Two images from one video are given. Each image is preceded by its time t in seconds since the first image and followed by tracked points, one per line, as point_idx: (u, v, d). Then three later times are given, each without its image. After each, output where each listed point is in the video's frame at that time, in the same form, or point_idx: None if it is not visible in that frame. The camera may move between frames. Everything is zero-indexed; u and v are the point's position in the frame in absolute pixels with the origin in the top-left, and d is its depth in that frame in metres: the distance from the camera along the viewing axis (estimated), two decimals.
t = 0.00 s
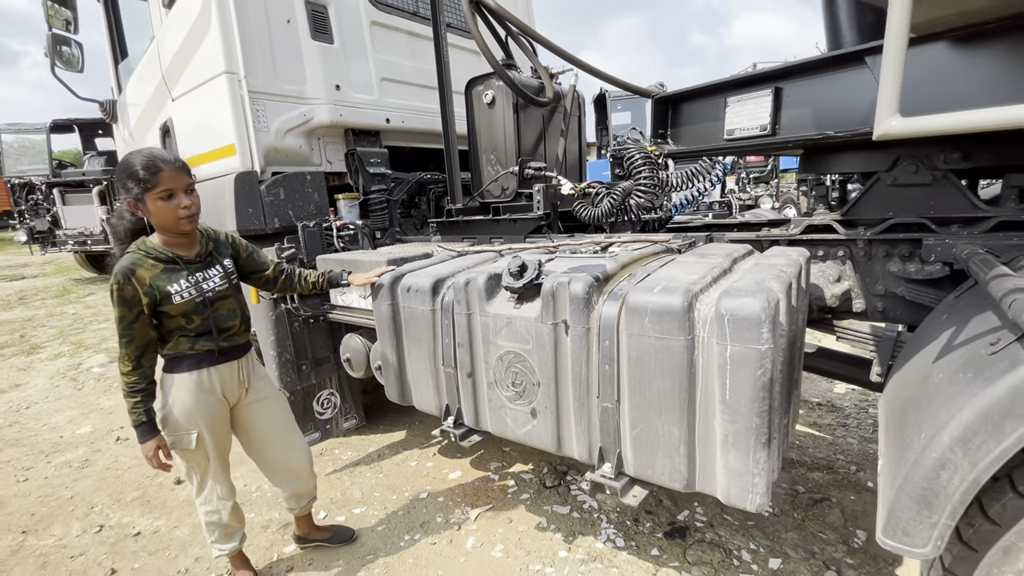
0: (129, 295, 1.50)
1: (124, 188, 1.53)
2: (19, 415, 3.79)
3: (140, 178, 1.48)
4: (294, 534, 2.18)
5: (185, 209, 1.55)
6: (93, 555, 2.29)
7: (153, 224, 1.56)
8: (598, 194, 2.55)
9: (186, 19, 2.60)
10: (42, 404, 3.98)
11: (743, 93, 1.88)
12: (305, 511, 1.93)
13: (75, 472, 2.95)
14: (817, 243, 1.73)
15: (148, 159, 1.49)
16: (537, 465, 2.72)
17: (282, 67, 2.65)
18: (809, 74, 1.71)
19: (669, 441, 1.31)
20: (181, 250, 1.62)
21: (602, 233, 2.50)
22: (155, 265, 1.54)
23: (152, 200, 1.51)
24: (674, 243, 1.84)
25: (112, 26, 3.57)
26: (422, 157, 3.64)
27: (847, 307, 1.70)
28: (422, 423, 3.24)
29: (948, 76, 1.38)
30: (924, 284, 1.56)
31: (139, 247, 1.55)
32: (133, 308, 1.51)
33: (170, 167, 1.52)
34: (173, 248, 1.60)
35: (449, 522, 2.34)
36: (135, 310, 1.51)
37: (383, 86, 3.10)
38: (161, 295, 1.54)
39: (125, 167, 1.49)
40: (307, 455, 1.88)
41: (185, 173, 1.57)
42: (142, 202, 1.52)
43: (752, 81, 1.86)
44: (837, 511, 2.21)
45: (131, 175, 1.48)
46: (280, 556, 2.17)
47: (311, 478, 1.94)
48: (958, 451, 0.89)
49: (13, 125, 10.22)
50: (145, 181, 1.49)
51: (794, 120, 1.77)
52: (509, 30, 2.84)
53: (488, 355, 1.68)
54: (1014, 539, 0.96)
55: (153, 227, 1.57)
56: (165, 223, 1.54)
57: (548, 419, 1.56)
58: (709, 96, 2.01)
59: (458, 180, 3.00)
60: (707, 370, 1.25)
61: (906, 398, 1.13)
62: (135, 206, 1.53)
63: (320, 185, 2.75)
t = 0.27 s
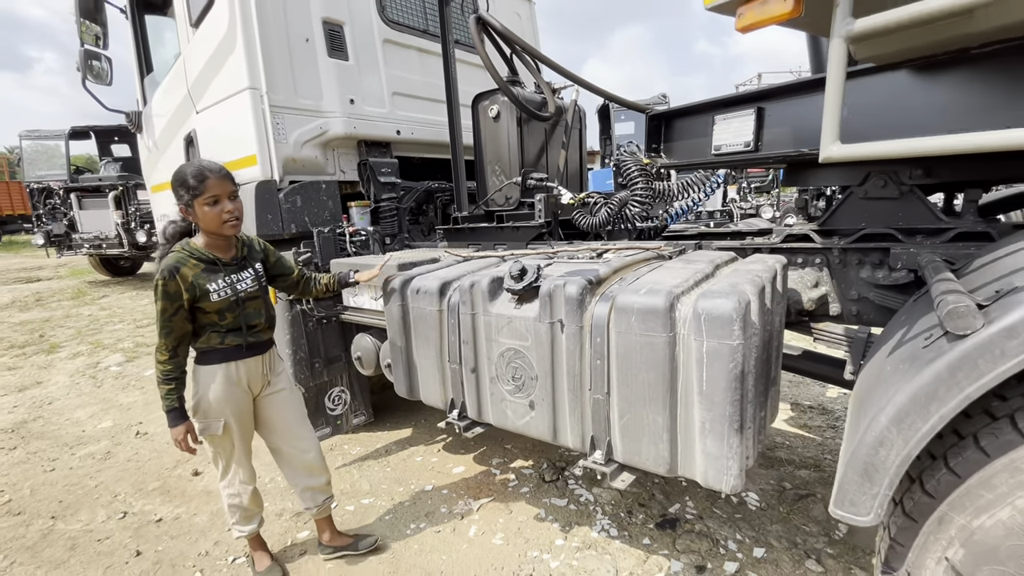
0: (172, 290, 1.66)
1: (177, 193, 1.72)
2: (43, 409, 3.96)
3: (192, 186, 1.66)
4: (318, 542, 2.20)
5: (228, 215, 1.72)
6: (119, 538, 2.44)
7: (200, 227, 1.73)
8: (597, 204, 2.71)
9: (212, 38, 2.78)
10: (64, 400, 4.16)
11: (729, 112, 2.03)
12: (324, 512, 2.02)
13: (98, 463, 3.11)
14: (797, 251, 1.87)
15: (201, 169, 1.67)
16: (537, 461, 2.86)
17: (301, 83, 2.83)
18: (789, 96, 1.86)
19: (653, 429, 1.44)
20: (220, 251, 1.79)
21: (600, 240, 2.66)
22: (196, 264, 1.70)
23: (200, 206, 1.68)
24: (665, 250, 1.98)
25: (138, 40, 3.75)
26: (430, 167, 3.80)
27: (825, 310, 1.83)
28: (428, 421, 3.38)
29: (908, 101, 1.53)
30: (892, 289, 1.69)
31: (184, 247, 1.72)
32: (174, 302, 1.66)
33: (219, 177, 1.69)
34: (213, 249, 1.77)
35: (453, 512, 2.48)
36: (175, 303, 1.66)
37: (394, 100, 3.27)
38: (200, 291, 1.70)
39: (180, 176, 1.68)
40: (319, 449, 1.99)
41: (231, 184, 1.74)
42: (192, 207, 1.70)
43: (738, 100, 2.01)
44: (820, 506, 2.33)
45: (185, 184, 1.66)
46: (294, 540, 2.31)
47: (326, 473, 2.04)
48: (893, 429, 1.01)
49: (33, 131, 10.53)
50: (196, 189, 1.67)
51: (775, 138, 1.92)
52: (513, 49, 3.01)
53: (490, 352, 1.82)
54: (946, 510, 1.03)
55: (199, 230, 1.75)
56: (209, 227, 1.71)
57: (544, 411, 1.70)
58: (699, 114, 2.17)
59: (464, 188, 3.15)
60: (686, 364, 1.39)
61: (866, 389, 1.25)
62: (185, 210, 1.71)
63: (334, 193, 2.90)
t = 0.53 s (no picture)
0: (206, 287, 1.79)
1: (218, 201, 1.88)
2: (58, 409, 4.10)
3: (231, 195, 1.82)
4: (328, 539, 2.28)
5: (259, 225, 1.86)
6: (136, 530, 2.56)
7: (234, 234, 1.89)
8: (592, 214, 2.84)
9: (230, 56, 2.94)
10: (78, 400, 4.29)
11: (716, 130, 2.17)
12: (331, 511, 2.12)
13: (113, 460, 3.24)
14: (778, 260, 2.00)
15: (240, 180, 1.83)
16: (535, 461, 2.97)
17: (314, 98, 2.98)
18: (770, 116, 2.00)
19: (640, 425, 1.57)
20: (249, 256, 1.93)
21: (597, 249, 2.78)
22: (228, 265, 1.85)
23: (236, 215, 1.83)
24: (656, 259, 2.11)
25: (156, 54, 3.93)
26: (434, 177, 3.95)
27: (805, 316, 1.95)
28: (430, 422, 3.50)
29: (876, 124, 1.66)
30: (865, 297, 1.81)
31: (218, 250, 1.87)
32: (207, 298, 1.79)
33: (256, 189, 1.84)
34: (243, 254, 1.92)
35: (454, 508, 2.59)
36: (208, 300, 1.80)
37: (401, 113, 3.42)
38: (229, 291, 1.84)
39: (222, 185, 1.84)
40: (323, 453, 2.11)
41: (266, 196, 1.89)
42: (229, 214, 1.85)
43: (724, 119, 2.14)
44: (805, 504, 2.43)
45: (225, 193, 1.82)
46: (302, 533, 2.43)
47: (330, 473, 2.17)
48: (846, 421, 1.13)
49: (46, 138, 10.75)
50: (233, 198, 1.82)
51: (758, 154, 2.05)
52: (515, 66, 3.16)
53: (490, 353, 1.95)
54: (896, 493, 1.14)
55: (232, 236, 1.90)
56: (241, 234, 1.86)
57: (540, 408, 1.82)
58: (689, 132, 2.31)
59: (467, 199, 3.29)
60: (670, 364, 1.51)
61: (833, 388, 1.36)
62: (223, 217, 1.86)
63: (343, 203, 3.08)
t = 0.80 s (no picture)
0: (239, 288, 1.91)
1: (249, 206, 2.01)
2: (67, 408, 4.21)
3: (265, 201, 1.96)
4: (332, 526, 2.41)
5: (289, 230, 2.02)
6: (147, 521, 2.67)
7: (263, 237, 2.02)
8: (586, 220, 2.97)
9: (241, 69, 3.09)
10: (87, 400, 4.41)
11: (700, 142, 2.30)
12: (338, 499, 2.24)
13: (123, 456, 3.36)
14: (756, 264, 2.13)
15: (275, 188, 1.99)
16: (530, 457, 3.09)
17: (320, 110, 3.13)
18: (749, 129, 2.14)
19: (624, 415, 1.69)
20: (273, 258, 2.07)
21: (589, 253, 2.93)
22: (257, 267, 1.98)
23: (269, 219, 1.98)
24: (643, 263, 2.24)
25: (167, 65, 4.07)
26: (434, 185, 4.09)
27: (782, 317, 2.06)
28: (429, 421, 3.61)
29: (842, 138, 1.79)
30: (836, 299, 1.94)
31: (246, 252, 1.99)
32: (239, 298, 1.90)
33: (289, 196, 2.00)
34: (269, 256, 2.06)
35: (452, 501, 2.71)
36: (240, 299, 1.91)
37: (403, 124, 3.57)
38: (258, 291, 1.97)
39: (256, 192, 1.98)
40: (334, 443, 2.22)
41: (296, 202, 2.05)
42: (261, 218, 1.99)
43: (707, 132, 2.28)
44: (787, 497, 2.55)
45: (259, 199, 1.96)
46: (307, 524, 2.54)
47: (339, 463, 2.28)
48: (803, 405, 1.24)
49: (53, 145, 10.93)
50: (266, 204, 1.97)
51: (738, 165, 2.19)
52: (512, 79, 3.30)
53: (486, 350, 2.07)
54: (850, 473, 1.27)
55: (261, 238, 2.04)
56: (271, 237, 2.00)
57: (533, 402, 1.95)
58: (676, 143, 2.45)
59: (466, 205, 3.43)
60: (651, 358, 1.64)
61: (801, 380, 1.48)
62: (254, 220, 2.00)
63: (348, 210, 3.20)
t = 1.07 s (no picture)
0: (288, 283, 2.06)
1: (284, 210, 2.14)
2: (75, 407, 4.33)
3: (302, 207, 2.10)
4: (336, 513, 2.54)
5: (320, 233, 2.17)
6: (158, 511, 2.79)
7: (296, 239, 2.16)
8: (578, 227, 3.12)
9: (249, 81, 3.24)
10: (94, 399, 4.53)
11: (683, 152, 2.45)
12: (341, 488, 2.36)
13: (132, 451, 3.48)
14: (734, 267, 2.27)
15: (310, 195, 2.13)
16: (525, 452, 3.21)
17: (325, 119, 3.28)
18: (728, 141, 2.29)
19: (608, 405, 1.83)
20: (303, 258, 2.21)
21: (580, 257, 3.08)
22: (296, 266, 2.14)
23: (304, 223, 2.12)
24: (630, 266, 2.38)
25: (177, 76, 4.22)
26: (434, 191, 4.23)
27: (759, 315, 2.22)
28: (428, 419, 3.74)
29: (811, 149, 1.93)
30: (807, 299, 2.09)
31: (281, 252, 2.12)
32: (289, 293, 2.06)
33: (322, 202, 2.14)
34: (300, 256, 2.20)
35: (449, 493, 2.84)
36: (289, 294, 2.07)
37: (404, 133, 3.72)
38: (299, 288, 2.13)
39: (292, 198, 2.11)
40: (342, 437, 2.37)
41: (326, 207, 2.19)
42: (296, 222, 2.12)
43: (690, 143, 2.43)
44: (768, 489, 2.68)
45: (296, 204, 2.10)
46: (311, 514, 2.67)
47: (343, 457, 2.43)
48: (763, 390, 1.38)
49: (58, 151, 11.09)
50: (302, 209, 2.11)
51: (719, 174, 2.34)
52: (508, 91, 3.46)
53: (482, 347, 2.21)
54: (808, 453, 1.41)
55: (293, 240, 2.17)
56: (304, 240, 2.14)
57: (525, 394, 2.08)
58: (662, 153, 2.60)
59: (464, 211, 3.58)
60: (632, 352, 1.78)
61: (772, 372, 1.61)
62: (289, 224, 2.13)
63: (351, 215, 3.39)
